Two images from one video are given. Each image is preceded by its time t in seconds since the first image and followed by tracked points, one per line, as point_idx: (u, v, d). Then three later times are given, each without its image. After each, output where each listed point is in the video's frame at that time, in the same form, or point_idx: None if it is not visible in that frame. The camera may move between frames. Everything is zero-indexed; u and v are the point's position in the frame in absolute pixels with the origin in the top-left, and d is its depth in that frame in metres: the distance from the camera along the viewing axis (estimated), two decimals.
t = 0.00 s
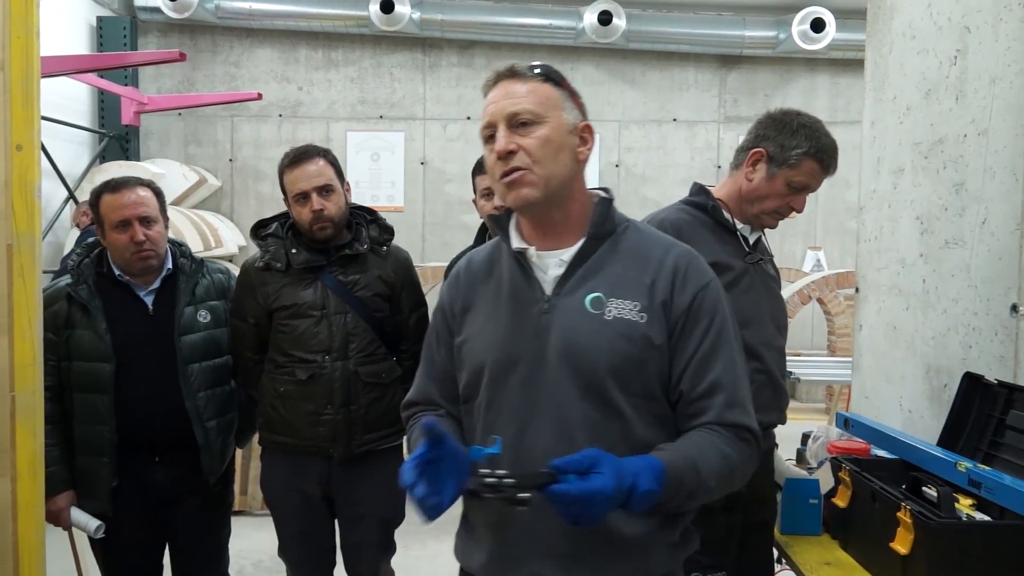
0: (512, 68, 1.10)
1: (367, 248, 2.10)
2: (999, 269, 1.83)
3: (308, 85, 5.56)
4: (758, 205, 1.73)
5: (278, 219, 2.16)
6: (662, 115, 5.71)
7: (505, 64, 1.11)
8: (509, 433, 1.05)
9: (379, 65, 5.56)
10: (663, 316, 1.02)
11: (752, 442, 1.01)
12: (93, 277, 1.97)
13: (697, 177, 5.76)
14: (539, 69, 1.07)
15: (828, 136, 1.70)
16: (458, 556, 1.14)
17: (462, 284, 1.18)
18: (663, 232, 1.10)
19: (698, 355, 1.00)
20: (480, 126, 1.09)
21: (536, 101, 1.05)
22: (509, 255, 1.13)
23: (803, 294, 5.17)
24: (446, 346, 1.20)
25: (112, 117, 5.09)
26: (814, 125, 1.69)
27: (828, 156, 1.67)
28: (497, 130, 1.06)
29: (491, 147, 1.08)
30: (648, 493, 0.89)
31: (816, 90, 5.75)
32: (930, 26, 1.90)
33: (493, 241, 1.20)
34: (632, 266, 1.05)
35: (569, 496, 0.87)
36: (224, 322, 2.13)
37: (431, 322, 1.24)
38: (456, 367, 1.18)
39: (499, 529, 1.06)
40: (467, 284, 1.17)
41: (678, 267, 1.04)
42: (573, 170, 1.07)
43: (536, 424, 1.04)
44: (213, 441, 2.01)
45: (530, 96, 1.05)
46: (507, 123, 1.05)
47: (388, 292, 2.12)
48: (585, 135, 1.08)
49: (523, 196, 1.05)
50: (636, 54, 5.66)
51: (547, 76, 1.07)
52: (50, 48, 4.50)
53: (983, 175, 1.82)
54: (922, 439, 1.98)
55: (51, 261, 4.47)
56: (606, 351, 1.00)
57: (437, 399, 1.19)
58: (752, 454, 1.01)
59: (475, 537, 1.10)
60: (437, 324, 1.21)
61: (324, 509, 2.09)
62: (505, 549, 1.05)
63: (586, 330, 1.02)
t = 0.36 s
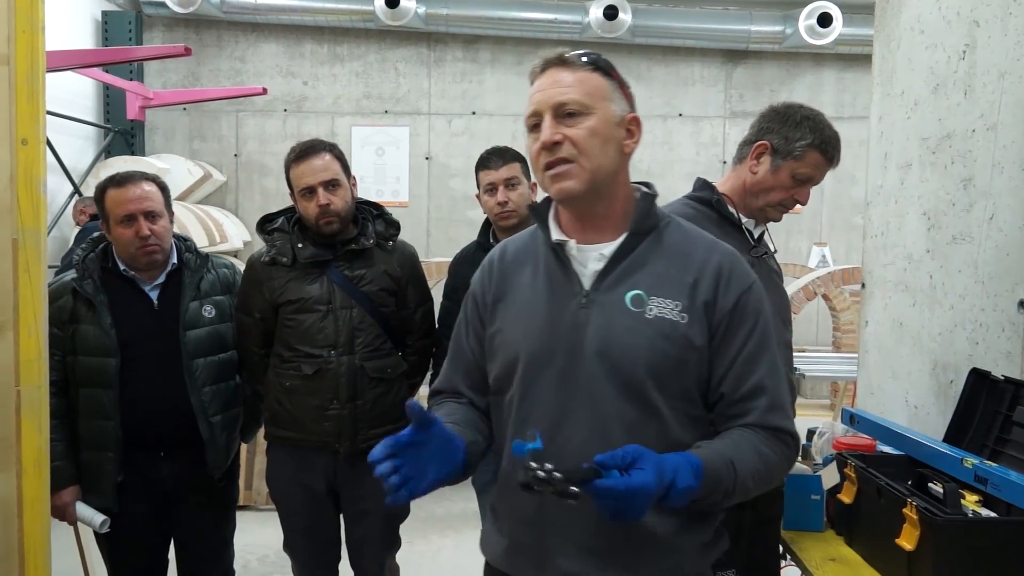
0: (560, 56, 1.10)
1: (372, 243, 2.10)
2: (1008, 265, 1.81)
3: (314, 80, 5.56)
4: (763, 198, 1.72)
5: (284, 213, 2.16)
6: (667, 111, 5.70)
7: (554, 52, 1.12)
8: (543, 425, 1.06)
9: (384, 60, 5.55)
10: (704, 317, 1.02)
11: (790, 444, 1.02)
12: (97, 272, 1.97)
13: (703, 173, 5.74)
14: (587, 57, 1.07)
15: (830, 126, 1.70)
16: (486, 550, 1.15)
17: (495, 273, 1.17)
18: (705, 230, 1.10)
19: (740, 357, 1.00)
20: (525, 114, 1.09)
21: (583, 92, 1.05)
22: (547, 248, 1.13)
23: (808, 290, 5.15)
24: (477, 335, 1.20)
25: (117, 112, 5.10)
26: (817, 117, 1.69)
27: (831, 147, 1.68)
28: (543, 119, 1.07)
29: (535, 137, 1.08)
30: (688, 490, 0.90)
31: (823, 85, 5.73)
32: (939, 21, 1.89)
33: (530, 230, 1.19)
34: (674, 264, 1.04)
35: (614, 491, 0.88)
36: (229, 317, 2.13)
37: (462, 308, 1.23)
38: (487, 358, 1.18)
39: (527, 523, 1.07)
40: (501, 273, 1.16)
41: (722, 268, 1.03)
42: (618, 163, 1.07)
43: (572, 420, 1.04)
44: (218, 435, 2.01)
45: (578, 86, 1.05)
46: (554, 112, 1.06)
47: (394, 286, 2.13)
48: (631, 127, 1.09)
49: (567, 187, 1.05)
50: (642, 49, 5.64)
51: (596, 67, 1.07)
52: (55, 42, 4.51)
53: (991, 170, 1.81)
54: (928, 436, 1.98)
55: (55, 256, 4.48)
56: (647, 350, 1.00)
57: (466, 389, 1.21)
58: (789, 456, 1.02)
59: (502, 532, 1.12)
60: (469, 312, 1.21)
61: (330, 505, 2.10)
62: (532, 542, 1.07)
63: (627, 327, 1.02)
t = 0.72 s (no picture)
0: (569, 54, 1.12)
1: (373, 241, 2.10)
2: (1006, 263, 1.78)
3: (313, 78, 5.55)
4: (752, 193, 1.72)
5: (285, 211, 2.15)
6: (667, 109, 5.70)
7: (566, 51, 1.13)
8: (551, 427, 1.06)
9: (384, 58, 5.55)
10: (712, 316, 1.02)
11: (799, 442, 1.02)
12: (96, 270, 1.97)
13: (702, 171, 5.74)
14: (596, 56, 1.08)
15: (817, 119, 1.70)
16: (495, 551, 1.15)
17: (502, 275, 1.18)
18: (714, 230, 1.10)
19: (748, 356, 1.00)
20: (535, 112, 1.10)
21: (593, 91, 1.06)
22: (554, 247, 1.13)
23: (808, 288, 5.14)
24: (485, 337, 1.21)
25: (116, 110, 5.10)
26: (804, 110, 1.69)
27: (818, 140, 1.68)
28: (553, 118, 1.08)
29: (545, 135, 1.09)
30: (685, 494, 0.91)
31: (822, 83, 5.73)
32: (939, 19, 1.90)
33: (536, 230, 1.20)
34: (682, 264, 1.05)
35: (609, 500, 0.87)
36: (229, 315, 2.13)
37: (471, 311, 1.24)
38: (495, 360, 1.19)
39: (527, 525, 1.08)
40: (507, 274, 1.17)
41: (730, 267, 1.04)
42: (625, 164, 1.08)
43: (581, 420, 1.04)
44: (218, 433, 2.02)
45: (588, 84, 1.06)
46: (564, 111, 1.07)
47: (395, 284, 2.13)
48: (640, 128, 1.11)
49: (574, 185, 1.06)
50: (641, 47, 5.63)
51: (606, 65, 1.08)
52: (55, 40, 4.50)
53: (991, 168, 1.79)
54: (928, 434, 1.98)
55: (54, 254, 4.48)
56: (655, 349, 1.01)
57: (477, 393, 1.23)
58: (798, 454, 1.02)
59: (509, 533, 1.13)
60: (478, 315, 1.22)
61: (330, 503, 2.09)
62: (540, 542, 1.08)
63: (636, 327, 1.02)
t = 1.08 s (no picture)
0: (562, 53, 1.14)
1: (374, 236, 2.10)
2: (1007, 261, 1.80)
3: (313, 73, 5.54)
4: (750, 191, 1.72)
5: (285, 207, 2.15)
6: (668, 105, 5.69)
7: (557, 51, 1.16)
8: (533, 424, 1.05)
9: (384, 53, 5.53)
10: (687, 309, 1.01)
11: (771, 437, 1.00)
12: (96, 265, 1.96)
13: (703, 168, 5.73)
14: (587, 56, 1.11)
15: (816, 117, 1.70)
16: (476, 552, 1.14)
17: (480, 271, 1.16)
18: (689, 224, 1.10)
19: (720, 346, 1.00)
20: (522, 100, 1.11)
21: (581, 81, 1.07)
22: (534, 244, 1.12)
23: (808, 285, 5.13)
24: (463, 336, 1.19)
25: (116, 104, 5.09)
26: (802, 109, 1.69)
27: (816, 138, 1.68)
28: (539, 102, 1.08)
29: (530, 119, 1.09)
30: (642, 493, 0.90)
31: (823, 80, 5.72)
32: (941, 16, 1.90)
33: (515, 228, 1.19)
34: (657, 258, 1.05)
35: (558, 503, 0.89)
36: (229, 311, 2.13)
37: (449, 311, 1.22)
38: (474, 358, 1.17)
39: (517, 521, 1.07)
40: (486, 271, 1.15)
41: (703, 259, 1.04)
42: (607, 153, 1.08)
43: (562, 416, 1.04)
44: (218, 429, 2.02)
45: (576, 75, 1.08)
46: (551, 95, 1.07)
47: (396, 280, 2.13)
48: (623, 125, 1.11)
49: (555, 162, 1.04)
50: (643, 44, 5.63)
51: (594, 64, 1.11)
52: (54, 34, 4.49)
53: (992, 166, 1.81)
54: (927, 431, 1.98)
55: (54, 249, 4.47)
56: (632, 341, 1.00)
57: (454, 395, 1.19)
58: (771, 449, 1.00)
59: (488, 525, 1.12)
60: (456, 313, 1.20)
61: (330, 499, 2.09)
62: (522, 540, 1.06)
63: (612, 320, 1.02)
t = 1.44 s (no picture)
0: (524, 49, 1.11)
1: (376, 235, 2.10)
2: (1009, 260, 1.78)
3: (315, 72, 5.54)
4: (761, 199, 1.73)
5: (288, 206, 2.15)
6: (670, 105, 5.69)
7: (516, 45, 1.13)
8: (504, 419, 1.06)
9: (386, 52, 5.54)
10: (651, 300, 1.02)
11: (733, 426, 0.97)
12: (99, 263, 1.97)
13: (705, 167, 5.73)
14: (548, 52, 1.09)
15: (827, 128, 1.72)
16: (459, 548, 1.14)
17: (455, 269, 1.18)
18: (656, 217, 1.11)
19: (680, 335, 0.99)
20: (486, 103, 1.10)
21: (542, 81, 1.06)
22: (505, 242, 1.13)
23: (810, 285, 5.13)
24: (437, 333, 1.20)
25: (118, 103, 5.09)
26: (817, 120, 1.70)
27: (828, 151, 1.70)
28: (502, 107, 1.07)
29: (495, 124, 1.08)
30: (588, 464, 0.89)
31: (826, 79, 5.72)
32: (945, 15, 1.89)
33: (490, 228, 1.21)
34: (622, 251, 1.05)
35: (499, 455, 0.88)
36: (231, 310, 2.13)
37: (423, 308, 1.23)
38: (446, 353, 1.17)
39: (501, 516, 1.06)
40: (461, 269, 1.17)
41: (667, 250, 1.04)
42: (573, 153, 1.07)
43: (534, 411, 1.05)
44: (220, 428, 2.02)
45: (536, 76, 1.06)
46: (514, 100, 1.06)
47: (398, 279, 2.13)
48: (588, 121, 1.10)
49: (525, 172, 1.05)
50: (645, 43, 5.62)
51: (555, 60, 1.09)
52: (57, 33, 4.49)
53: (994, 165, 1.78)
54: (930, 430, 1.98)
55: (56, 248, 4.47)
56: (597, 333, 1.00)
57: (417, 385, 1.17)
58: (734, 438, 0.98)
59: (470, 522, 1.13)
60: (430, 311, 1.21)
61: (332, 497, 2.09)
62: (501, 534, 1.06)
63: (578, 313, 1.02)
